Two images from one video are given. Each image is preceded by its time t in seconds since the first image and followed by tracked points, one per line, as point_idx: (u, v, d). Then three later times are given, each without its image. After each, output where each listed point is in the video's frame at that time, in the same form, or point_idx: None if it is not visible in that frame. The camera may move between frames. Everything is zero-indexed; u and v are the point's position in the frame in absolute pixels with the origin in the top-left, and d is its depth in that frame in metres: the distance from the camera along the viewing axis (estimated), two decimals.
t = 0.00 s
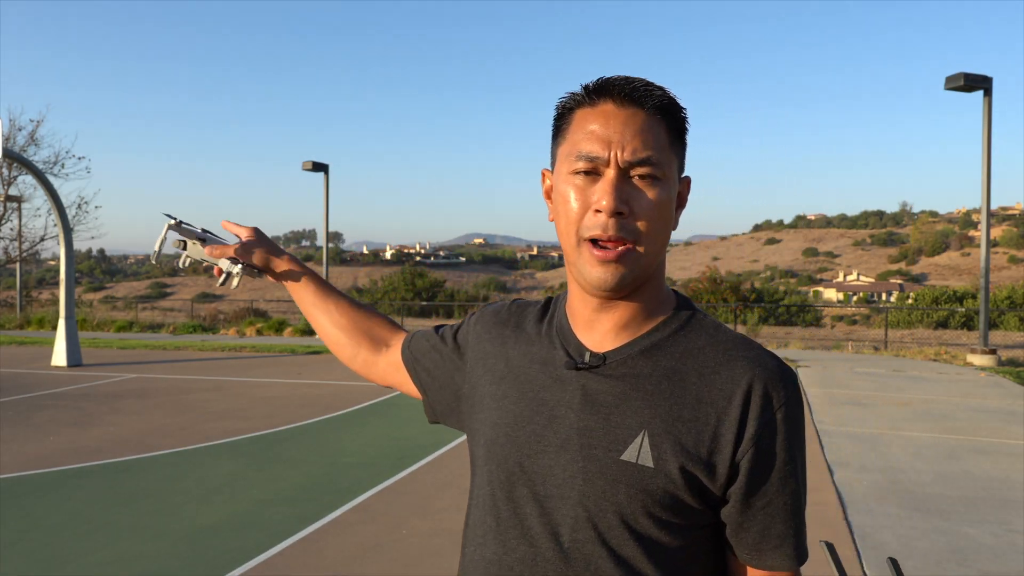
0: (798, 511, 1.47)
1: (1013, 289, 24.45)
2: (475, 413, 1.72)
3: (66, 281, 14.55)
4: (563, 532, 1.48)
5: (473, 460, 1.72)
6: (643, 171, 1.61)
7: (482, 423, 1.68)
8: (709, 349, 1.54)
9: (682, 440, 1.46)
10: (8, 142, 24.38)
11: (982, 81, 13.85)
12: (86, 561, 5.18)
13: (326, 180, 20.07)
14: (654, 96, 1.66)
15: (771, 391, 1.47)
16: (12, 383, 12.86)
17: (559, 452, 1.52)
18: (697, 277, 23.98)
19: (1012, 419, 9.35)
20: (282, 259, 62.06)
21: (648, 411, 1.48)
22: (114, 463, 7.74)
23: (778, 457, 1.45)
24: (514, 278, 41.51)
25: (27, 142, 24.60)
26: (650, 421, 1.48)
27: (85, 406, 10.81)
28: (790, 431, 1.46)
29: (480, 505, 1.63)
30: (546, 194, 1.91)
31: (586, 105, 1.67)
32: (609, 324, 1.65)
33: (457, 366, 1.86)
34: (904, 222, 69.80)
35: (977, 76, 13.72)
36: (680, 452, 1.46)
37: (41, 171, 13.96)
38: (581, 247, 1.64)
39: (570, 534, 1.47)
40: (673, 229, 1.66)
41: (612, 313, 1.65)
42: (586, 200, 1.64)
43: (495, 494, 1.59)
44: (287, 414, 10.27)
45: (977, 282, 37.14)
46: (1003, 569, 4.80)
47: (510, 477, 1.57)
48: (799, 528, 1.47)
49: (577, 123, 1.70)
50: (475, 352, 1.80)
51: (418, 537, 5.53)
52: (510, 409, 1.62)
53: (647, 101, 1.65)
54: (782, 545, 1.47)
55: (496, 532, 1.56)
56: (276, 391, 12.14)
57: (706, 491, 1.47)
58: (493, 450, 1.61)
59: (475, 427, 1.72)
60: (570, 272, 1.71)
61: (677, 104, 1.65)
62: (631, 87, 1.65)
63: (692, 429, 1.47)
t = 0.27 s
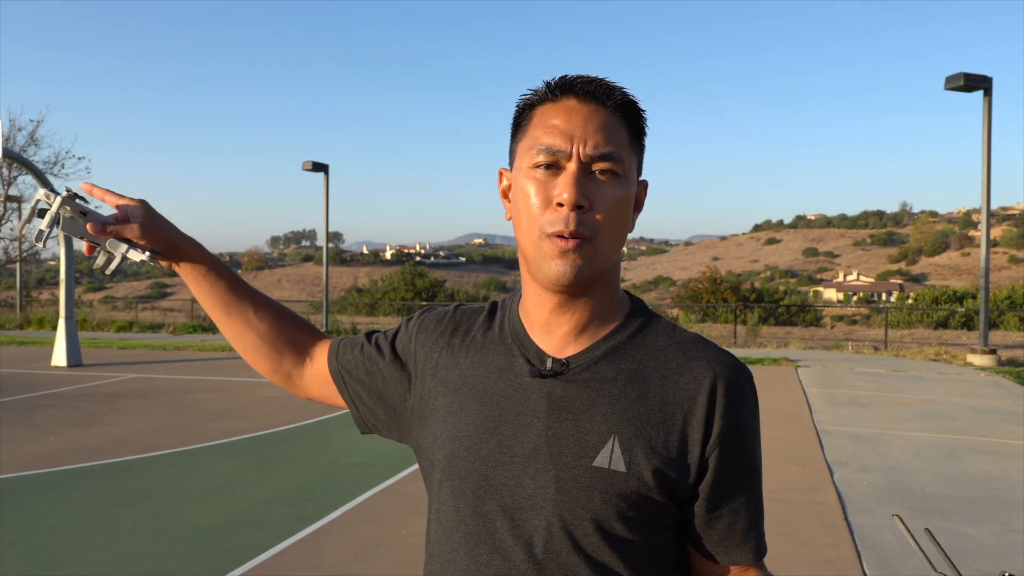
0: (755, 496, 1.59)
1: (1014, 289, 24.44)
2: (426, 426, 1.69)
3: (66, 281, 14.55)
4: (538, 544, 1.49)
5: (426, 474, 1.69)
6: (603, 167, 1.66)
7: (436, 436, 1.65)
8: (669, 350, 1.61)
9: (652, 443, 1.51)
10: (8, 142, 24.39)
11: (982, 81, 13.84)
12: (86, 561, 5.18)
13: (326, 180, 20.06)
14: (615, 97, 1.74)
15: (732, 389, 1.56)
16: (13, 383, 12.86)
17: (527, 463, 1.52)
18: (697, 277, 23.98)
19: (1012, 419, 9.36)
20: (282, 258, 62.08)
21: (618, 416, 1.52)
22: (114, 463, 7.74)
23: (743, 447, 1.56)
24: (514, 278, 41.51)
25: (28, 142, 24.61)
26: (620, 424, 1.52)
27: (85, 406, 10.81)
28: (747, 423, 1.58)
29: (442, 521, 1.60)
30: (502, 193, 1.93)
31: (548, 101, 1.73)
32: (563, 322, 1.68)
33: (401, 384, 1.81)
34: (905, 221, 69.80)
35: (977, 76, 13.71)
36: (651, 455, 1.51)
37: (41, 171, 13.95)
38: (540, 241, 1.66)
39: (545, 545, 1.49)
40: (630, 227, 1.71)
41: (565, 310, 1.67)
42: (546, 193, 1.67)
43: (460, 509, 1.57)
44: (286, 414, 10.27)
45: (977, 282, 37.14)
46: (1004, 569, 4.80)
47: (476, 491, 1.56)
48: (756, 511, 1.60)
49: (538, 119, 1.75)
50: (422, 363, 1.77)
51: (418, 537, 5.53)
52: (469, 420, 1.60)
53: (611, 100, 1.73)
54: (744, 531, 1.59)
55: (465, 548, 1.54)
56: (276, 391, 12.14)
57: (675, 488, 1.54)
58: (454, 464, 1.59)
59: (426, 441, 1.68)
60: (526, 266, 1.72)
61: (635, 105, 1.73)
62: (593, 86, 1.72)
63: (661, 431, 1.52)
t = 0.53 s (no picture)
0: (756, 485, 1.71)
1: (1014, 289, 24.43)
2: (421, 439, 1.71)
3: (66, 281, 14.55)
4: (559, 551, 1.54)
5: (423, 489, 1.71)
6: (587, 161, 1.71)
7: (434, 450, 1.67)
8: (666, 349, 1.70)
9: (661, 441, 1.60)
10: (8, 142, 24.40)
11: (982, 81, 13.84)
12: (86, 561, 5.18)
13: (326, 180, 20.06)
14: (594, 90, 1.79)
15: (732, 386, 1.67)
16: (12, 383, 12.85)
17: (538, 470, 1.57)
18: (697, 277, 23.97)
19: (1012, 419, 9.36)
20: (282, 258, 62.11)
21: (625, 419, 1.60)
22: (114, 463, 7.74)
23: (745, 438, 1.67)
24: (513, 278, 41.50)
25: (28, 142, 24.64)
26: (628, 426, 1.60)
27: (85, 406, 10.81)
28: (745, 414, 1.69)
29: (450, 536, 1.62)
30: (486, 194, 1.94)
31: (528, 97, 1.77)
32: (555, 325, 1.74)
33: (376, 402, 1.81)
34: (904, 221, 69.80)
35: (977, 76, 13.72)
36: (661, 453, 1.60)
37: (41, 171, 13.95)
38: (530, 240, 1.71)
39: (566, 551, 1.54)
40: (615, 220, 1.77)
41: (558, 312, 1.74)
42: (530, 191, 1.71)
43: (472, 523, 1.60)
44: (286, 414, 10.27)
45: (978, 282, 37.13)
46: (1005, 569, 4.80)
47: (487, 504, 1.59)
48: (757, 497, 1.72)
49: (517, 117, 1.79)
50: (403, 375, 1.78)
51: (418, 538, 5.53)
52: (471, 432, 1.64)
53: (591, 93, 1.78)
54: (748, 518, 1.71)
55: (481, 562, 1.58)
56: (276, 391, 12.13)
57: (686, 482, 1.63)
58: (460, 477, 1.62)
59: (422, 454, 1.70)
60: (515, 266, 1.79)
61: (613, 95, 1.78)
62: (572, 78, 1.77)
63: (668, 428, 1.62)
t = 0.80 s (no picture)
0: (785, 481, 1.81)
1: (1014, 289, 24.41)
2: (451, 446, 1.73)
3: (65, 282, 14.55)
4: (606, 551, 1.59)
5: (452, 499, 1.72)
6: (549, 154, 1.77)
7: (468, 456, 1.69)
8: (697, 351, 1.80)
9: (702, 439, 1.69)
10: (8, 142, 24.41)
11: (982, 81, 13.85)
12: (86, 561, 5.18)
13: (326, 180, 20.08)
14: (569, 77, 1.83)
15: (769, 381, 1.79)
16: (12, 383, 12.85)
17: (582, 471, 1.62)
18: (697, 277, 23.96)
19: (1012, 419, 9.36)
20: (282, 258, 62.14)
21: (666, 417, 1.68)
22: (114, 463, 7.74)
23: (779, 435, 1.78)
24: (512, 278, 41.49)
25: (28, 142, 24.68)
26: (669, 425, 1.67)
27: (85, 406, 10.81)
28: (777, 412, 1.79)
29: (487, 545, 1.63)
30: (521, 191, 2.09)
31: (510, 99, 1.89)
32: (571, 320, 1.85)
33: (402, 409, 1.83)
34: (905, 222, 69.78)
35: (977, 76, 13.72)
36: (702, 450, 1.68)
37: (41, 171, 13.94)
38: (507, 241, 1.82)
39: (613, 552, 1.59)
40: (596, 207, 1.78)
41: (572, 308, 1.84)
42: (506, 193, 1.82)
43: (510, 529, 1.62)
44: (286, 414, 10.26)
45: (977, 282, 37.11)
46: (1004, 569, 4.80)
47: (528, 509, 1.62)
48: (784, 493, 1.82)
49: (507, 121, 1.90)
50: (423, 380, 1.83)
51: (418, 538, 5.52)
52: (509, 436, 1.67)
53: (569, 83, 1.82)
54: (776, 513, 1.82)
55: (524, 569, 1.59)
56: (275, 391, 12.13)
57: (725, 479, 1.72)
58: (498, 482, 1.64)
59: (453, 459, 1.72)
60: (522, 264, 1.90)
61: (588, 78, 1.80)
62: (545, 72, 1.83)
63: (707, 426, 1.71)
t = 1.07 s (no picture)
0: (813, 489, 1.84)
1: (1014, 289, 24.41)
2: (480, 454, 1.71)
3: (66, 281, 14.56)
4: (647, 561, 1.58)
5: (482, 508, 1.70)
6: (645, 142, 1.82)
7: (504, 463, 1.67)
8: (731, 357, 1.81)
9: (740, 445, 1.70)
10: (8, 142, 24.43)
11: (982, 81, 13.85)
12: (86, 561, 5.18)
13: (326, 180, 20.10)
14: (641, 69, 1.91)
15: (799, 387, 1.83)
16: (12, 383, 12.86)
17: (623, 478, 1.62)
18: (697, 277, 23.97)
19: (1013, 419, 9.36)
20: (283, 259, 62.30)
21: (704, 423, 1.69)
22: (114, 463, 7.74)
23: (811, 442, 1.81)
24: (512, 277, 41.47)
25: (28, 143, 24.72)
26: (708, 432, 1.68)
27: (85, 406, 10.81)
28: (806, 419, 1.82)
29: (519, 557, 1.61)
30: (538, 191, 2.05)
31: (575, 86, 1.88)
32: (621, 321, 1.87)
33: (427, 420, 1.83)
34: (905, 221, 69.77)
35: (977, 76, 13.72)
36: (739, 456, 1.69)
37: (42, 172, 13.95)
38: (595, 231, 1.80)
39: (655, 561, 1.58)
40: (679, 200, 1.87)
41: (627, 306, 1.87)
42: (590, 179, 1.81)
43: (546, 541, 1.60)
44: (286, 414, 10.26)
45: (977, 282, 37.11)
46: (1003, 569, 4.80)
47: (565, 520, 1.60)
48: (812, 500, 1.85)
49: (566, 107, 1.89)
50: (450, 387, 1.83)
51: (418, 538, 5.52)
52: (547, 442, 1.66)
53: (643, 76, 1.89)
54: (805, 519, 1.83)
55: None
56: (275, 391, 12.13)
57: (761, 485, 1.73)
58: (534, 491, 1.63)
59: (484, 468, 1.70)
60: (578, 257, 1.87)
61: (661, 72, 1.90)
62: (617, 61, 1.88)
63: (745, 431, 1.72)
